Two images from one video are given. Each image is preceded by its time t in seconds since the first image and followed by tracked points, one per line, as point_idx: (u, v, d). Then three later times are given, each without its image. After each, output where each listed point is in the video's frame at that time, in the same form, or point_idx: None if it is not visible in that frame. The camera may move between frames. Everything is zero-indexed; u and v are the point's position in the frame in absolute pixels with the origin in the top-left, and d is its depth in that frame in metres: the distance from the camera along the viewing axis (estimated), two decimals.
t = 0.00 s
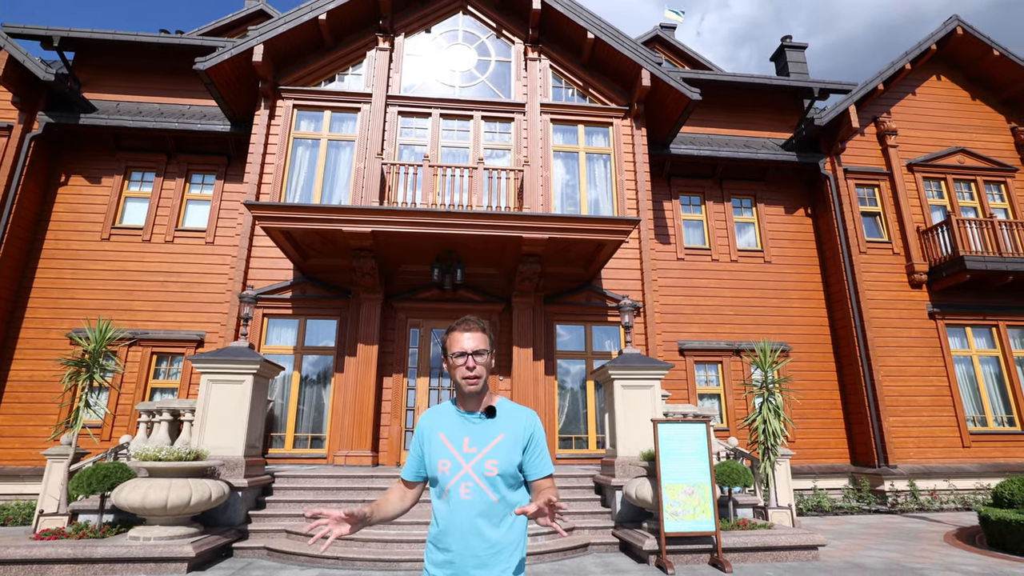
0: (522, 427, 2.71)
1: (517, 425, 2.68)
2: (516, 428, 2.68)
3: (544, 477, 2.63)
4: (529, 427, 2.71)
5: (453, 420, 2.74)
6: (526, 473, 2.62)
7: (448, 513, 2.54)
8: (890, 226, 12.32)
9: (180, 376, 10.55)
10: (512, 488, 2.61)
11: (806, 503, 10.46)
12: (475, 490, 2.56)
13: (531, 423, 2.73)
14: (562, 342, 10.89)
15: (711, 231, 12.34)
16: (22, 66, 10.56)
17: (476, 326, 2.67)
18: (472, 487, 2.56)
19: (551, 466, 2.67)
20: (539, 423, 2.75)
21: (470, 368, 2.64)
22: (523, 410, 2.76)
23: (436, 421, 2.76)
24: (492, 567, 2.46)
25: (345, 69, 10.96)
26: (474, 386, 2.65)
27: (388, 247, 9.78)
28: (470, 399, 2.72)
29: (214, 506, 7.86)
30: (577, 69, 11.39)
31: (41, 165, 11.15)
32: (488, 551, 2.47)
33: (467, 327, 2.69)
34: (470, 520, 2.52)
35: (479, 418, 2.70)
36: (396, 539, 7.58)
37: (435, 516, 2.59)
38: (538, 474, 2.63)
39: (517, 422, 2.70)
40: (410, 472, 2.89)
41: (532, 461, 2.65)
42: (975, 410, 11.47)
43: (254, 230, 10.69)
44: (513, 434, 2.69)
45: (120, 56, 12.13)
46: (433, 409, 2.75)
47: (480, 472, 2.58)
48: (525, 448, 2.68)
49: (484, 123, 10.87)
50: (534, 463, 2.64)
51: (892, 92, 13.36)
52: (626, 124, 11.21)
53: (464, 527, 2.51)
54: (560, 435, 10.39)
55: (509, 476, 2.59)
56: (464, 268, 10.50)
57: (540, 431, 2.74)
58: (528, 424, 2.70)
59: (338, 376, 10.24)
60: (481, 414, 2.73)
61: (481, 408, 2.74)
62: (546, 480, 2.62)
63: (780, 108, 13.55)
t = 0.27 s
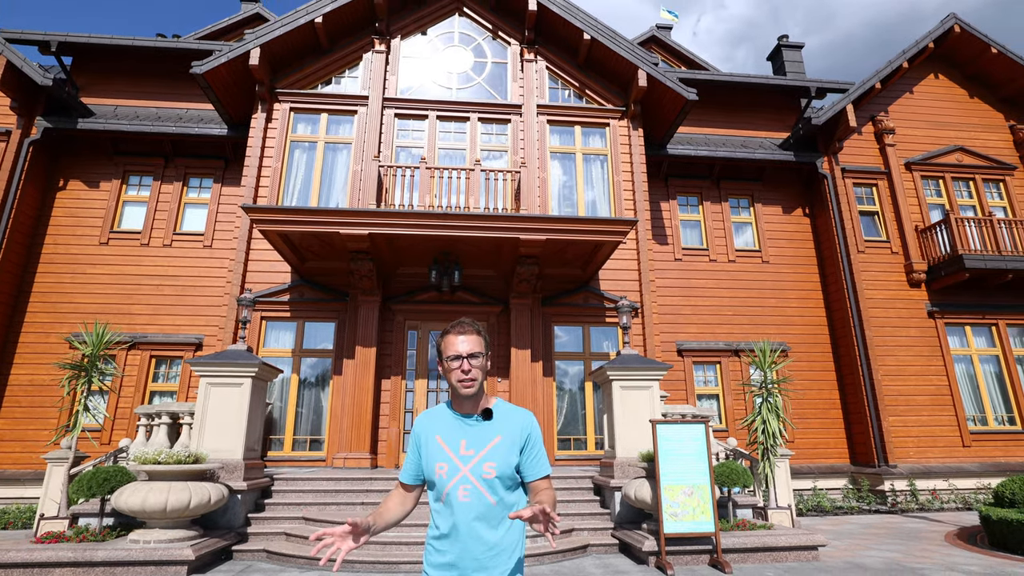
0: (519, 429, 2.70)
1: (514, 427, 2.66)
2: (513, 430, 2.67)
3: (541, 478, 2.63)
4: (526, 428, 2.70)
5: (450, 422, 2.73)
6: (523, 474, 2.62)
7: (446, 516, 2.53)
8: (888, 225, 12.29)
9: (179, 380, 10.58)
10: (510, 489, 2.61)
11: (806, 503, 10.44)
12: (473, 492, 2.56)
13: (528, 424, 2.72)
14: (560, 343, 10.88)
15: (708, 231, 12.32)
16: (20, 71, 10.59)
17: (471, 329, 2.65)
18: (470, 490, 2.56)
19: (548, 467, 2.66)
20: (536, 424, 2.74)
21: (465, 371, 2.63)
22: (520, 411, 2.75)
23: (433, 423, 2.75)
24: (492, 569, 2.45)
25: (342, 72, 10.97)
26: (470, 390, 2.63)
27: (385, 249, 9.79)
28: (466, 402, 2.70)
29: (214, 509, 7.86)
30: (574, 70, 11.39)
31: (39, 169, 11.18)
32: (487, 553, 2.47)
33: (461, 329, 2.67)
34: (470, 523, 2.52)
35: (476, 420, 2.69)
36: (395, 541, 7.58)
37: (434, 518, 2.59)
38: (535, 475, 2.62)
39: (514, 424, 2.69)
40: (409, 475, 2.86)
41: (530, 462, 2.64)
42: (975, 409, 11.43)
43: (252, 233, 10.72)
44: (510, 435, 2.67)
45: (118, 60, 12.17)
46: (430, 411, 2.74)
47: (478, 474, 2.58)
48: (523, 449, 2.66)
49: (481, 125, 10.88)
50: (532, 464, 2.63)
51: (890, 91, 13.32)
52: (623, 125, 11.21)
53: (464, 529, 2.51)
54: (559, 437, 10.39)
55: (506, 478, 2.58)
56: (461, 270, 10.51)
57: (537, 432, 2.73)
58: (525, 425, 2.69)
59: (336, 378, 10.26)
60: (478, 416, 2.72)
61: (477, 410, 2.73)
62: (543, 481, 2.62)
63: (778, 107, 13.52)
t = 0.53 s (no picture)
0: (518, 428, 2.68)
1: (513, 426, 2.65)
2: (511, 429, 2.66)
3: (539, 478, 2.61)
4: (525, 428, 2.68)
5: (449, 421, 2.73)
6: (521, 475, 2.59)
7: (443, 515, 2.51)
8: (887, 224, 12.25)
9: (179, 383, 10.62)
10: (508, 489, 2.58)
11: (806, 503, 10.41)
12: (471, 491, 2.54)
13: (527, 423, 2.71)
14: (559, 344, 10.88)
15: (707, 231, 12.30)
16: (20, 76, 10.64)
17: (465, 330, 2.66)
18: (468, 489, 2.55)
19: (546, 468, 2.63)
20: (535, 424, 2.72)
21: (456, 372, 2.63)
22: (519, 411, 2.74)
23: (433, 422, 2.76)
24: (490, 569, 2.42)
25: (339, 74, 10.98)
26: (461, 391, 2.63)
27: (384, 251, 9.80)
28: (464, 402, 2.70)
29: (214, 511, 7.89)
30: (571, 70, 11.38)
31: (39, 173, 11.23)
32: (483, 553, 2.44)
33: (457, 330, 2.68)
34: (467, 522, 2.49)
35: (474, 419, 2.69)
36: (395, 543, 7.59)
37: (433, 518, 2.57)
38: (532, 475, 2.59)
39: (512, 423, 2.68)
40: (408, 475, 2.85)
41: (528, 461, 2.61)
42: (977, 409, 11.38)
43: (251, 236, 10.74)
44: (508, 434, 2.66)
45: (116, 64, 12.22)
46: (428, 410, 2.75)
47: (476, 473, 2.56)
48: (521, 448, 2.64)
49: (479, 126, 10.89)
50: (530, 463, 2.60)
51: (889, 89, 13.28)
52: (621, 125, 11.20)
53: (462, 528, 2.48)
54: (558, 438, 10.38)
55: (504, 477, 2.56)
56: (460, 271, 10.52)
57: (536, 432, 2.71)
58: (524, 425, 2.68)
59: (336, 380, 10.28)
60: (477, 415, 2.72)
61: (476, 409, 2.73)
62: (540, 481, 2.59)
63: (776, 106, 13.49)
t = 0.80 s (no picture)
0: (518, 427, 2.67)
1: (513, 425, 2.64)
2: (510, 428, 2.64)
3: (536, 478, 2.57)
4: (524, 427, 2.67)
5: (450, 419, 2.73)
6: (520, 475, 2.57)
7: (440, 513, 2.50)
8: (887, 223, 12.22)
9: (180, 385, 10.65)
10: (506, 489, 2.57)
11: (807, 503, 10.39)
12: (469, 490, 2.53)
13: (526, 423, 2.69)
14: (559, 345, 10.88)
15: (707, 231, 12.28)
16: (20, 80, 10.69)
17: (468, 329, 2.64)
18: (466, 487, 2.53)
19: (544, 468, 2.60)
20: (535, 423, 2.70)
21: (462, 371, 2.60)
22: (519, 410, 2.73)
23: (434, 420, 2.77)
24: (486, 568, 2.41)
25: (338, 76, 11.00)
26: (467, 390, 2.61)
27: (383, 253, 9.81)
28: (466, 401, 2.70)
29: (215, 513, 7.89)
30: (570, 71, 11.38)
31: (40, 177, 11.27)
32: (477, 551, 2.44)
33: (459, 330, 2.66)
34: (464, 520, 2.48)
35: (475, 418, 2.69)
36: (396, 544, 7.60)
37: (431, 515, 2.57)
38: (528, 475, 2.55)
39: (512, 422, 2.66)
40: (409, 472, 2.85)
41: (526, 460, 2.58)
42: (978, 408, 11.34)
43: (251, 238, 10.76)
44: (508, 433, 2.65)
45: (116, 68, 12.25)
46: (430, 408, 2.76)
47: (474, 472, 2.55)
48: (519, 447, 2.63)
49: (478, 127, 10.89)
50: (528, 463, 2.57)
51: (888, 88, 13.25)
52: (620, 126, 11.20)
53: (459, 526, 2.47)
54: (559, 438, 10.38)
55: (502, 477, 2.55)
56: (459, 272, 10.53)
57: (535, 431, 2.69)
58: (523, 424, 2.66)
59: (336, 382, 10.30)
60: (478, 414, 2.71)
61: (477, 408, 2.73)
62: (537, 480, 2.55)
63: (776, 106, 13.47)
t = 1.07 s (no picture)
0: (518, 426, 2.67)
1: (513, 424, 2.64)
2: (511, 427, 2.64)
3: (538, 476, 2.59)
4: (525, 426, 2.67)
5: (449, 420, 2.72)
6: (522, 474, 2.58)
7: (443, 514, 2.52)
8: (887, 223, 12.21)
9: (180, 388, 10.65)
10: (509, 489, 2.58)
11: (809, 504, 10.37)
12: (471, 490, 2.54)
13: (527, 422, 2.69)
14: (559, 346, 10.87)
15: (706, 232, 12.28)
16: (21, 84, 10.72)
17: (469, 332, 2.63)
18: (468, 488, 2.55)
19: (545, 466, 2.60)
20: (535, 422, 2.70)
21: (465, 373, 2.60)
22: (519, 409, 2.73)
23: (433, 421, 2.76)
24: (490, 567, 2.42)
25: (337, 79, 11.03)
26: (470, 392, 2.60)
27: (383, 255, 9.82)
28: (467, 402, 2.70)
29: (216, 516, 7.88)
30: (568, 72, 11.40)
31: (40, 181, 11.29)
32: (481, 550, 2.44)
33: (460, 333, 2.65)
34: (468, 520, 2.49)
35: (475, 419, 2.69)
36: (397, 547, 7.58)
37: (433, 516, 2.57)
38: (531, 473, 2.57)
39: (513, 422, 2.66)
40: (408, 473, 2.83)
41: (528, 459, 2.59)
42: (980, 408, 11.32)
43: (251, 241, 10.78)
44: (509, 433, 2.65)
45: (116, 71, 12.29)
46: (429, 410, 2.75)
47: (476, 472, 2.56)
48: (521, 445, 2.63)
49: (477, 129, 10.91)
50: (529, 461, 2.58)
51: (887, 88, 13.26)
52: (619, 127, 11.21)
53: (462, 526, 2.48)
54: (559, 440, 10.37)
55: (504, 477, 2.55)
56: (459, 274, 10.54)
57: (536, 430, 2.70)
58: (524, 424, 2.66)
59: (336, 384, 10.29)
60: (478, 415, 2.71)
61: (477, 409, 2.72)
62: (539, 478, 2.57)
63: (775, 106, 13.48)
